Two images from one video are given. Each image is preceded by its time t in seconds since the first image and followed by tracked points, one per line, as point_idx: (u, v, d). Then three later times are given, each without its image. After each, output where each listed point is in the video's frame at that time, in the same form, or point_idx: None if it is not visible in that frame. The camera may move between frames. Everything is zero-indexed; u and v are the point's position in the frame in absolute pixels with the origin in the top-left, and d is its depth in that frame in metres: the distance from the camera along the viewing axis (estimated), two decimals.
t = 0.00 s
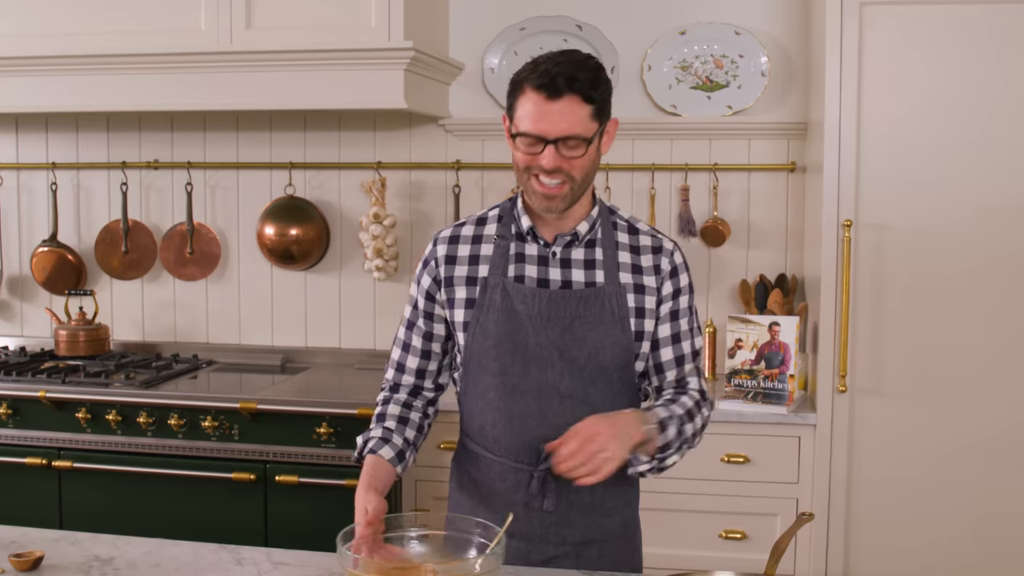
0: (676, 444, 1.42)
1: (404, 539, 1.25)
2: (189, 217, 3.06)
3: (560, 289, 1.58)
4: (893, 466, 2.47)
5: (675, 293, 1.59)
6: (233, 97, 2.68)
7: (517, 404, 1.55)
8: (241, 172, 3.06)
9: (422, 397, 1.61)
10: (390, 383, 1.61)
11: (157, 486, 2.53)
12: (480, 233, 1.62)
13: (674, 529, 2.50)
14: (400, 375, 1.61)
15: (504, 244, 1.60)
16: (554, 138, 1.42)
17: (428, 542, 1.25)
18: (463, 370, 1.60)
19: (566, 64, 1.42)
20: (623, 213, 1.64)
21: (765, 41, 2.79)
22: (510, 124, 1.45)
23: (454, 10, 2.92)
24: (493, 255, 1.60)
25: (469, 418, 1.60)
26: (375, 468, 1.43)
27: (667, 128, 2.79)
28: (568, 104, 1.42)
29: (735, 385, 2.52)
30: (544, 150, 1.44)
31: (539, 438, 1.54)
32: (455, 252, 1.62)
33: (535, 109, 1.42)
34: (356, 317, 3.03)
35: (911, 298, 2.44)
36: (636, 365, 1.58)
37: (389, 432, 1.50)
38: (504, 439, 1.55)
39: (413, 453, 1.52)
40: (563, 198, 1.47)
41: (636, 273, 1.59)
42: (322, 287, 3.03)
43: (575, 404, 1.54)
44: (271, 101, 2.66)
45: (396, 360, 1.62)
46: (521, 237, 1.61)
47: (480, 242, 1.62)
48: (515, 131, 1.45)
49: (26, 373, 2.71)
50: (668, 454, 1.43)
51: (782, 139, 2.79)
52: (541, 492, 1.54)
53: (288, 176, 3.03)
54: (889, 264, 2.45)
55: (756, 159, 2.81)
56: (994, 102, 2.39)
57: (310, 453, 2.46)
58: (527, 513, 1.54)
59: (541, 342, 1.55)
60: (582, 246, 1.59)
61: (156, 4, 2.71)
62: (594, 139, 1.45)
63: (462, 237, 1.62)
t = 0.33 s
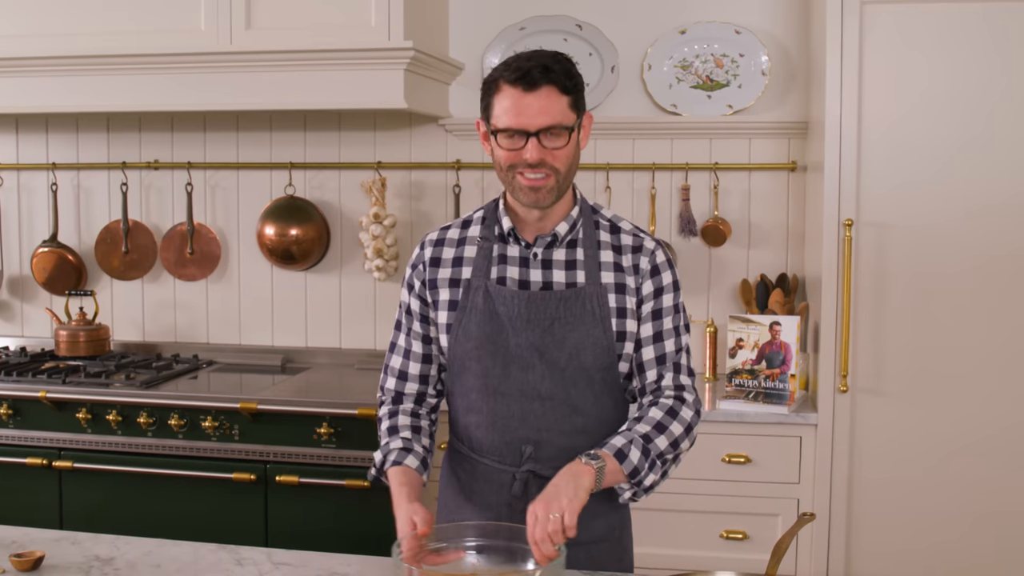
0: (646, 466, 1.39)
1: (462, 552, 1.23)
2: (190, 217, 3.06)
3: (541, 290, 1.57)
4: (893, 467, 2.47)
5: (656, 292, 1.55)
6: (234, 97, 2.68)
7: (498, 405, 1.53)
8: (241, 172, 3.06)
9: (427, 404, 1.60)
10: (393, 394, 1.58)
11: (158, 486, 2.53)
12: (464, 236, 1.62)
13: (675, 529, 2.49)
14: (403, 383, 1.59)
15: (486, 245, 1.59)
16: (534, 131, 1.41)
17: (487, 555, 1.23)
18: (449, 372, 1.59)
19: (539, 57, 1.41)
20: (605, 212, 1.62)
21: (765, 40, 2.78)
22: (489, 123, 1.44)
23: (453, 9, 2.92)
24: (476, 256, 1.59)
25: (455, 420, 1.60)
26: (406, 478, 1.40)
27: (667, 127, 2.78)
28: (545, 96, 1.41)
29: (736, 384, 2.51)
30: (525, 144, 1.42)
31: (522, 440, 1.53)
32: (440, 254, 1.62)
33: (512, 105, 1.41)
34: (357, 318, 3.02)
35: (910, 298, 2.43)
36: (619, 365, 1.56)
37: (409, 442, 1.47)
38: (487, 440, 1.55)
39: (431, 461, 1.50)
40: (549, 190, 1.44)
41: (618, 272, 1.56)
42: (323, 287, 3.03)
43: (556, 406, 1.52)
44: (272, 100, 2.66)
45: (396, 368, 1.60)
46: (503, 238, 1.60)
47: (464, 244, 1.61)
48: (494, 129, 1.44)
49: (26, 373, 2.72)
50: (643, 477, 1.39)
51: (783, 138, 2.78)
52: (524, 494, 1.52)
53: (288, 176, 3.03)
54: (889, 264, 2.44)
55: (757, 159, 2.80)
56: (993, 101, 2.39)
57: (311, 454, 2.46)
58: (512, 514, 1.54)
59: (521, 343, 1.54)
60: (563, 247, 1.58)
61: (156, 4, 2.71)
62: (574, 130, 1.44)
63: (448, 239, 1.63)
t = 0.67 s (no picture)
0: (650, 454, 1.38)
1: (479, 552, 1.21)
2: (193, 217, 3.06)
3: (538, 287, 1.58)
4: (897, 466, 2.47)
5: (649, 286, 1.59)
6: (237, 98, 2.68)
7: (498, 404, 1.52)
8: (244, 173, 3.07)
9: (419, 408, 1.58)
10: (384, 401, 1.55)
11: (161, 486, 2.53)
12: (454, 237, 1.61)
13: (679, 529, 2.49)
14: (393, 390, 1.56)
15: (478, 245, 1.59)
16: (530, 122, 1.42)
17: (506, 556, 1.21)
18: (443, 375, 1.57)
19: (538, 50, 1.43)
20: (594, 212, 1.65)
21: (768, 40, 2.78)
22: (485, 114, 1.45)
23: (456, 9, 2.92)
24: (469, 257, 1.59)
25: (450, 423, 1.58)
26: (416, 484, 1.39)
27: (669, 128, 2.78)
28: (541, 88, 1.42)
29: (740, 385, 2.50)
30: (520, 135, 1.42)
31: (524, 438, 1.52)
32: (430, 257, 1.60)
33: (508, 96, 1.42)
34: (360, 318, 3.03)
35: (914, 298, 2.43)
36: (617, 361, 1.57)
37: (412, 447, 1.46)
38: (487, 442, 1.53)
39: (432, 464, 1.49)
40: (543, 182, 1.44)
41: (612, 269, 1.59)
42: (326, 288, 3.03)
43: (557, 402, 1.51)
44: (275, 101, 2.66)
45: (387, 373, 1.57)
46: (495, 238, 1.61)
47: (455, 245, 1.61)
48: (489, 120, 1.44)
49: (30, 374, 2.72)
50: (648, 464, 1.38)
51: (786, 139, 2.78)
52: (527, 494, 1.51)
53: (291, 176, 3.04)
54: (892, 264, 2.44)
55: (760, 159, 2.80)
56: (995, 100, 2.38)
57: (315, 454, 2.46)
58: (514, 516, 1.53)
59: (521, 340, 1.54)
60: (556, 245, 1.60)
61: (159, 4, 2.71)
62: (569, 124, 1.45)
63: (436, 241, 1.61)
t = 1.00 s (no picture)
0: (660, 429, 1.38)
1: (482, 552, 1.21)
2: (195, 217, 3.06)
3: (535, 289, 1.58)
4: (898, 466, 2.47)
5: (648, 284, 1.60)
6: (239, 98, 2.69)
7: (495, 407, 1.53)
8: (246, 173, 3.07)
9: (414, 407, 1.58)
10: (379, 399, 1.56)
11: (163, 486, 2.53)
12: (451, 237, 1.62)
13: (680, 530, 2.50)
14: (389, 388, 1.56)
15: (476, 246, 1.60)
16: (531, 125, 1.42)
17: (508, 556, 1.21)
18: (439, 377, 1.57)
19: (540, 54, 1.43)
20: (591, 213, 1.65)
21: (770, 41, 2.78)
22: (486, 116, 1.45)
23: (457, 9, 2.92)
24: (466, 257, 1.59)
25: (445, 424, 1.58)
26: (413, 482, 1.40)
27: (671, 128, 2.78)
28: (543, 90, 1.41)
29: (742, 385, 2.51)
30: (522, 137, 1.42)
31: (520, 440, 1.52)
32: (428, 256, 1.60)
33: (510, 97, 1.42)
34: (362, 318, 3.03)
35: (916, 298, 2.43)
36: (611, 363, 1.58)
37: (409, 445, 1.47)
38: (484, 443, 1.53)
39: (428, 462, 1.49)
40: (544, 185, 1.44)
41: (609, 270, 1.60)
42: (328, 288, 3.03)
43: (553, 404, 1.52)
44: (277, 101, 2.67)
45: (381, 372, 1.57)
46: (493, 239, 1.61)
47: (452, 245, 1.61)
48: (491, 122, 1.44)
49: (32, 374, 2.72)
50: (656, 441, 1.38)
51: (788, 139, 2.78)
52: (524, 495, 1.53)
53: (293, 176, 3.04)
54: (894, 264, 2.44)
55: (761, 159, 2.80)
56: (995, 100, 2.38)
57: (317, 454, 2.46)
58: (510, 517, 1.53)
59: (518, 343, 1.54)
60: (554, 247, 1.60)
61: (161, 4, 2.72)
62: (571, 127, 1.45)
63: (434, 241, 1.62)
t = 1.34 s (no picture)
0: (628, 425, 1.33)
1: (491, 553, 1.22)
2: (197, 218, 3.06)
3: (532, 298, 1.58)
4: (899, 465, 2.47)
5: (640, 284, 1.54)
6: (240, 98, 2.69)
7: (494, 411, 1.55)
8: (248, 173, 3.07)
9: (417, 411, 1.58)
10: (382, 403, 1.55)
11: (164, 485, 2.54)
12: (451, 242, 1.61)
13: (681, 529, 2.50)
14: (393, 393, 1.56)
15: (476, 252, 1.59)
16: (520, 170, 1.39)
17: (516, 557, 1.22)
18: (441, 381, 1.59)
19: (530, 98, 1.36)
20: (591, 216, 1.62)
21: (771, 41, 2.78)
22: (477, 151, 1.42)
23: (458, 9, 2.92)
24: (466, 263, 1.59)
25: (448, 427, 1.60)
26: (414, 489, 1.41)
27: (673, 128, 2.78)
28: (533, 136, 1.37)
29: (744, 385, 2.51)
30: (510, 180, 1.41)
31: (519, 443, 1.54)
32: (428, 262, 1.60)
33: (500, 142, 1.38)
34: (364, 319, 3.03)
35: (918, 298, 2.43)
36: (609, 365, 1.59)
37: (410, 451, 1.47)
38: (484, 446, 1.55)
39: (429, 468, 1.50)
40: (533, 221, 1.46)
41: (604, 275, 1.57)
42: (329, 288, 3.04)
43: (553, 408, 1.55)
44: (279, 102, 2.67)
45: (386, 376, 1.57)
46: (492, 245, 1.60)
47: (452, 251, 1.60)
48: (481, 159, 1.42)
49: (35, 374, 2.73)
50: (625, 438, 1.33)
51: (790, 139, 2.78)
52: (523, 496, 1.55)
53: (295, 177, 3.04)
54: (896, 264, 2.44)
55: (763, 159, 2.80)
56: (996, 100, 2.38)
57: (318, 454, 2.46)
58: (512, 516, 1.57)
59: (517, 349, 1.56)
60: (552, 254, 1.58)
61: (163, 5, 2.72)
62: (562, 165, 1.42)
63: (434, 247, 1.61)
